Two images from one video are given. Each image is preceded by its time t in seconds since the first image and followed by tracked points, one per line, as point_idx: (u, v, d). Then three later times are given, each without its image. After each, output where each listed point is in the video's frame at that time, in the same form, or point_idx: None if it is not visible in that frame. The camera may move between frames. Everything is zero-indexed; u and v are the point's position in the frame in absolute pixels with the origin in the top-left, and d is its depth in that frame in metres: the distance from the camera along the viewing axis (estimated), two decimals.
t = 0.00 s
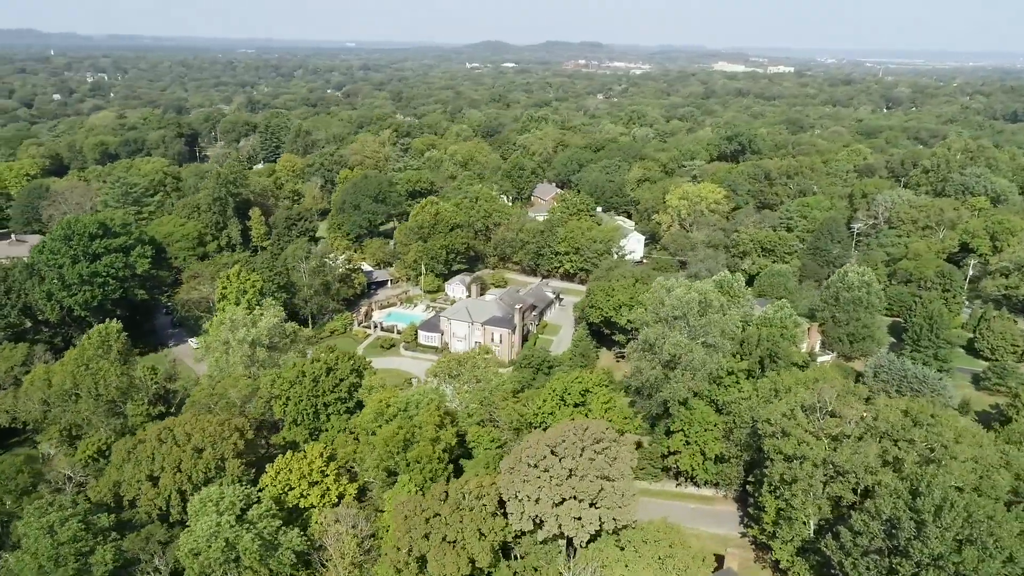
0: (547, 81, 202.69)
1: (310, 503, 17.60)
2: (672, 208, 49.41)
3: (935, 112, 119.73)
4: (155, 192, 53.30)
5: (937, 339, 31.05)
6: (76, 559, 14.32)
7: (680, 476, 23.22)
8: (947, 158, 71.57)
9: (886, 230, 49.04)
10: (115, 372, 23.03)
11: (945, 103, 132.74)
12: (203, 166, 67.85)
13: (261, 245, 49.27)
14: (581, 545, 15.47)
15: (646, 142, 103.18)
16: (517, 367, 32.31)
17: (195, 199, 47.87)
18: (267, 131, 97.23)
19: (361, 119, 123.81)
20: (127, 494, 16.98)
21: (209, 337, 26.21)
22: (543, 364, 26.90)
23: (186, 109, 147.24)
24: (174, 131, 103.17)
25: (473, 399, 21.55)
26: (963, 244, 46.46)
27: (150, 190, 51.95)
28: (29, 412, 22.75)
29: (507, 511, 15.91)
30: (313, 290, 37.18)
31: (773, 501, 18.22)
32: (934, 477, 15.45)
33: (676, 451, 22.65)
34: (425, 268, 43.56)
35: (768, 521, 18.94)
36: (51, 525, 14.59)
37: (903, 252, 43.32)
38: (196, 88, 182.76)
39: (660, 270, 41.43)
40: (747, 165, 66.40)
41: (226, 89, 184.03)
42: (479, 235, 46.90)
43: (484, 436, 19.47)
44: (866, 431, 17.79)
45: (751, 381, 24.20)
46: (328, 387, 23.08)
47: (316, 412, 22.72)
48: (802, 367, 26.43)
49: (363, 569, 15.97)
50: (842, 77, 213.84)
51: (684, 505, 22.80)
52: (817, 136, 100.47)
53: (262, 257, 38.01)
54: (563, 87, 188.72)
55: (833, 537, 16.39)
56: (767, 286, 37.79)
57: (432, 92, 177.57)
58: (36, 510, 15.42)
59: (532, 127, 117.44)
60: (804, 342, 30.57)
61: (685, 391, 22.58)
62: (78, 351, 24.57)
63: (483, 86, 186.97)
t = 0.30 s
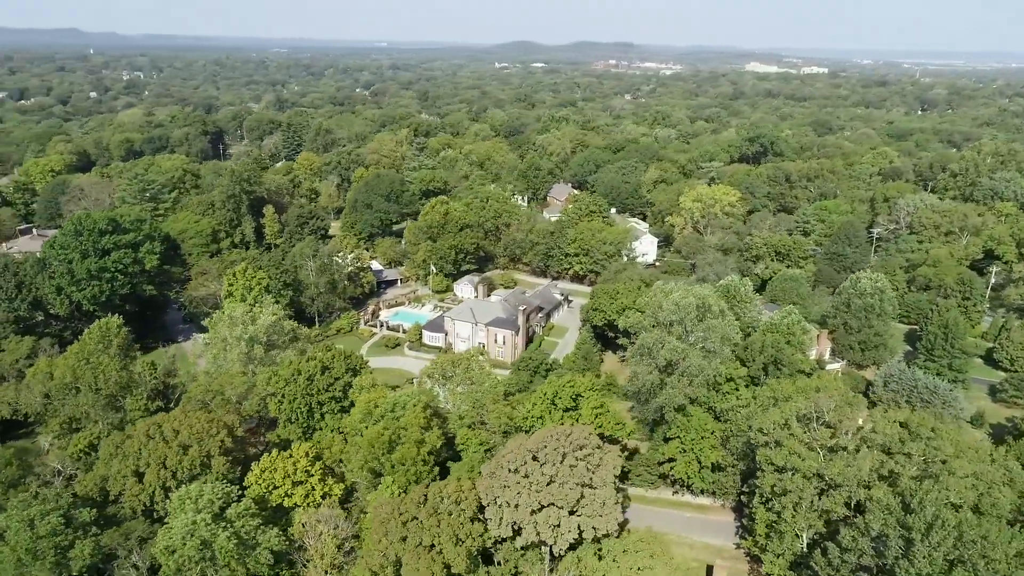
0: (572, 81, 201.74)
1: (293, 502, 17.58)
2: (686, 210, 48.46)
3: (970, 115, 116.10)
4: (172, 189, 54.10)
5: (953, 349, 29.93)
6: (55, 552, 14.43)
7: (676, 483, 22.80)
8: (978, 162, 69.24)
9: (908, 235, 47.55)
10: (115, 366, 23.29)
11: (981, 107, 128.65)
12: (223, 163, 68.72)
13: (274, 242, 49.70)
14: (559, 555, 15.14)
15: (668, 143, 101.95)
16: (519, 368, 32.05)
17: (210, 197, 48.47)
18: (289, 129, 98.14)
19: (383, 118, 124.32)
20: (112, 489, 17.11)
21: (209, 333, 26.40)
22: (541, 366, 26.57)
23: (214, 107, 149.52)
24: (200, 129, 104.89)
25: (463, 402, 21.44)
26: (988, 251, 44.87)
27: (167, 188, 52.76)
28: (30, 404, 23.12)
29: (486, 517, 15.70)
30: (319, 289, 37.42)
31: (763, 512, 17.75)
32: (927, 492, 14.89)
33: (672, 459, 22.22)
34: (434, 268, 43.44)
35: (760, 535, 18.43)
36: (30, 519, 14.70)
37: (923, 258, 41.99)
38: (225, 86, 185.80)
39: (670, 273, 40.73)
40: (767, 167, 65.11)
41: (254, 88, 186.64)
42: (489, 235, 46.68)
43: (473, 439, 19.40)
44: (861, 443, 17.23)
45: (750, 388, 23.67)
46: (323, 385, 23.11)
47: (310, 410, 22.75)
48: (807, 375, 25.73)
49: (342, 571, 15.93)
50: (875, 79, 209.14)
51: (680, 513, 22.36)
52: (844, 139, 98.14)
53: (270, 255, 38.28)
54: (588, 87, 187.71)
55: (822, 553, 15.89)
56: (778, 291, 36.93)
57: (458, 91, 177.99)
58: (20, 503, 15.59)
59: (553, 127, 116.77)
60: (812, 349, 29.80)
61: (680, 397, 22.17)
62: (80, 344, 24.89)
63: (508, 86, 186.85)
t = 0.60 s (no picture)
0: (595, 81, 200.65)
1: (277, 501, 17.59)
2: (697, 212, 47.54)
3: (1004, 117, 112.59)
4: (189, 187, 54.86)
5: (967, 359, 28.91)
6: (34, 546, 14.59)
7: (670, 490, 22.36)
8: (1009, 165, 67.02)
9: (929, 239, 46.25)
10: (114, 362, 23.60)
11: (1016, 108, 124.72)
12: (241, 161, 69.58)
13: (285, 240, 50.14)
14: (536, 562, 14.89)
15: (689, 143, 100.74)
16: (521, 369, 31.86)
17: (223, 195, 49.07)
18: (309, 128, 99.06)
19: (403, 117, 124.85)
20: (98, 485, 17.26)
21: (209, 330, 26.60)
22: (538, 368, 26.34)
23: (239, 105, 151.52)
24: (223, 128, 106.42)
25: (453, 404, 21.31)
26: (1011, 257, 43.43)
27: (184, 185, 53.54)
28: (30, 398, 23.51)
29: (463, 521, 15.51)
30: (324, 287, 37.64)
31: (752, 524, 17.31)
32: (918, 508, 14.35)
33: (667, 466, 21.77)
34: (441, 267, 43.40)
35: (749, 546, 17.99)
36: (11, 512, 14.85)
37: (941, 264, 40.75)
38: (251, 85, 188.49)
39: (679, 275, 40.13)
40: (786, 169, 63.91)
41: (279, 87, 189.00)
42: (498, 235, 46.50)
43: (459, 442, 19.24)
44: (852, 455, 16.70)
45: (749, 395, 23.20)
46: (317, 383, 23.13)
47: (303, 409, 22.80)
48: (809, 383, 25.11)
49: (320, 572, 15.87)
50: (907, 79, 204.12)
51: (673, 521, 21.97)
52: (869, 141, 95.94)
53: (277, 253, 38.59)
54: (611, 87, 186.45)
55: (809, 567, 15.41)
56: (788, 296, 36.09)
57: (480, 91, 178.14)
58: (5, 496, 15.78)
59: (573, 127, 116.12)
60: (819, 356, 29.03)
61: (674, 403, 21.78)
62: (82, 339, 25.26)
63: (530, 86, 186.48)
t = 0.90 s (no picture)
0: (614, 81, 199.50)
1: (256, 501, 17.54)
2: (705, 214, 46.91)
3: None
4: (200, 184, 55.43)
5: (975, 368, 28.07)
6: (10, 539, 14.67)
7: (658, 496, 22.00)
8: None
9: (944, 244, 45.18)
10: (109, 358, 23.82)
11: None
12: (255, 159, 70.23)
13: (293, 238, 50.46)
14: (507, 568, 14.68)
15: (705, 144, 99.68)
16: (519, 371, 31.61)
17: (232, 193, 49.53)
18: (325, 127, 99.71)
19: (419, 117, 125.20)
20: (80, 480, 17.36)
21: (202, 328, 26.69)
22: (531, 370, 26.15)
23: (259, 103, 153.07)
24: (242, 126, 107.59)
25: (439, 406, 21.22)
26: None
27: (195, 183, 54.13)
28: (26, 392, 23.79)
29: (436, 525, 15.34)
30: (325, 285, 37.85)
31: (734, 534, 16.95)
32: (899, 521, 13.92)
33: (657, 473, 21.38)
34: (445, 268, 43.38)
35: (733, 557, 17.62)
36: None
37: (955, 270, 39.74)
38: (272, 84, 190.45)
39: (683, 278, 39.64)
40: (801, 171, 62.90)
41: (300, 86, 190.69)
42: (502, 236, 46.36)
43: (442, 444, 19.13)
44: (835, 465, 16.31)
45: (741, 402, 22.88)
46: (306, 382, 23.16)
47: (292, 408, 22.84)
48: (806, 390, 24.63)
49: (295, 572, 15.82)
50: (935, 79, 199.99)
51: (664, 529, 21.58)
52: (891, 143, 94.07)
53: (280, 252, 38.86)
54: (630, 87, 185.29)
55: None
56: (794, 300, 35.41)
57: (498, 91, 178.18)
58: None
59: (589, 127, 115.49)
60: (820, 362, 28.44)
61: (663, 408, 21.48)
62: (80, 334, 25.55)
63: (549, 87, 186.09)
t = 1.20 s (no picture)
0: (635, 81, 198.13)
1: (237, 498, 17.55)
2: (714, 215, 46.24)
3: None
4: (213, 181, 56.09)
5: (982, 376, 27.08)
6: None
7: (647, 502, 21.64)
8: None
9: (962, 248, 43.99)
10: (105, 353, 24.14)
11: None
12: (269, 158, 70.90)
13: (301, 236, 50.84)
14: (479, 572, 14.50)
15: (723, 145, 98.50)
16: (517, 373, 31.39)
17: (242, 191, 50.03)
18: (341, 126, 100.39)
19: (437, 117, 125.47)
20: (65, 474, 17.59)
21: (198, 324, 26.91)
22: (524, 371, 25.95)
23: (280, 102, 154.52)
24: (261, 126, 108.76)
25: (426, 406, 21.18)
26: None
27: (208, 181, 54.80)
28: (25, 385, 24.21)
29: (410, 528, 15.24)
30: (327, 283, 38.09)
31: (716, 544, 16.67)
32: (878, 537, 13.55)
33: (645, 477, 21.05)
34: (450, 267, 43.35)
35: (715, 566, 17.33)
36: None
37: (969, 275, 38.65)
38: (294, 84, 192.27)
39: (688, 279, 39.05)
40: (817, 172, 61.77)
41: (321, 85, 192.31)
42: (508, 236, 46.22)
43: (426, 445, 19.04)
44: (818, 475, 15.93)
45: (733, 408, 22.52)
46: (296, 380, 23.21)
47: (282, 405, 22.90)
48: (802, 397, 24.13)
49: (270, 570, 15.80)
50: (967, 81, 195.24)
51: (653, 535, 21.20)
52: (914, 145, 91.93)
53: (284, 251, 39.13)
54: (650, 87, 183.81)
55: None
56: (800, 304, 34.72)
57: (517, 91, 177.96)
58: None
59: (606, 126, 114.73)
60: (821, 367, 27.83)
61: (652, 412, 21.24)
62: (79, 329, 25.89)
63: (568, 87, 185.41)
